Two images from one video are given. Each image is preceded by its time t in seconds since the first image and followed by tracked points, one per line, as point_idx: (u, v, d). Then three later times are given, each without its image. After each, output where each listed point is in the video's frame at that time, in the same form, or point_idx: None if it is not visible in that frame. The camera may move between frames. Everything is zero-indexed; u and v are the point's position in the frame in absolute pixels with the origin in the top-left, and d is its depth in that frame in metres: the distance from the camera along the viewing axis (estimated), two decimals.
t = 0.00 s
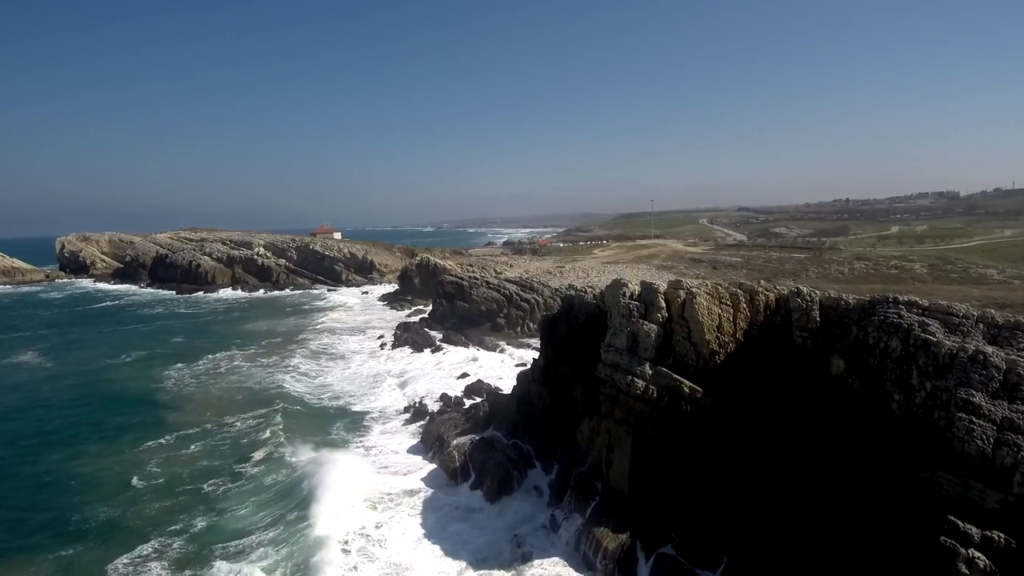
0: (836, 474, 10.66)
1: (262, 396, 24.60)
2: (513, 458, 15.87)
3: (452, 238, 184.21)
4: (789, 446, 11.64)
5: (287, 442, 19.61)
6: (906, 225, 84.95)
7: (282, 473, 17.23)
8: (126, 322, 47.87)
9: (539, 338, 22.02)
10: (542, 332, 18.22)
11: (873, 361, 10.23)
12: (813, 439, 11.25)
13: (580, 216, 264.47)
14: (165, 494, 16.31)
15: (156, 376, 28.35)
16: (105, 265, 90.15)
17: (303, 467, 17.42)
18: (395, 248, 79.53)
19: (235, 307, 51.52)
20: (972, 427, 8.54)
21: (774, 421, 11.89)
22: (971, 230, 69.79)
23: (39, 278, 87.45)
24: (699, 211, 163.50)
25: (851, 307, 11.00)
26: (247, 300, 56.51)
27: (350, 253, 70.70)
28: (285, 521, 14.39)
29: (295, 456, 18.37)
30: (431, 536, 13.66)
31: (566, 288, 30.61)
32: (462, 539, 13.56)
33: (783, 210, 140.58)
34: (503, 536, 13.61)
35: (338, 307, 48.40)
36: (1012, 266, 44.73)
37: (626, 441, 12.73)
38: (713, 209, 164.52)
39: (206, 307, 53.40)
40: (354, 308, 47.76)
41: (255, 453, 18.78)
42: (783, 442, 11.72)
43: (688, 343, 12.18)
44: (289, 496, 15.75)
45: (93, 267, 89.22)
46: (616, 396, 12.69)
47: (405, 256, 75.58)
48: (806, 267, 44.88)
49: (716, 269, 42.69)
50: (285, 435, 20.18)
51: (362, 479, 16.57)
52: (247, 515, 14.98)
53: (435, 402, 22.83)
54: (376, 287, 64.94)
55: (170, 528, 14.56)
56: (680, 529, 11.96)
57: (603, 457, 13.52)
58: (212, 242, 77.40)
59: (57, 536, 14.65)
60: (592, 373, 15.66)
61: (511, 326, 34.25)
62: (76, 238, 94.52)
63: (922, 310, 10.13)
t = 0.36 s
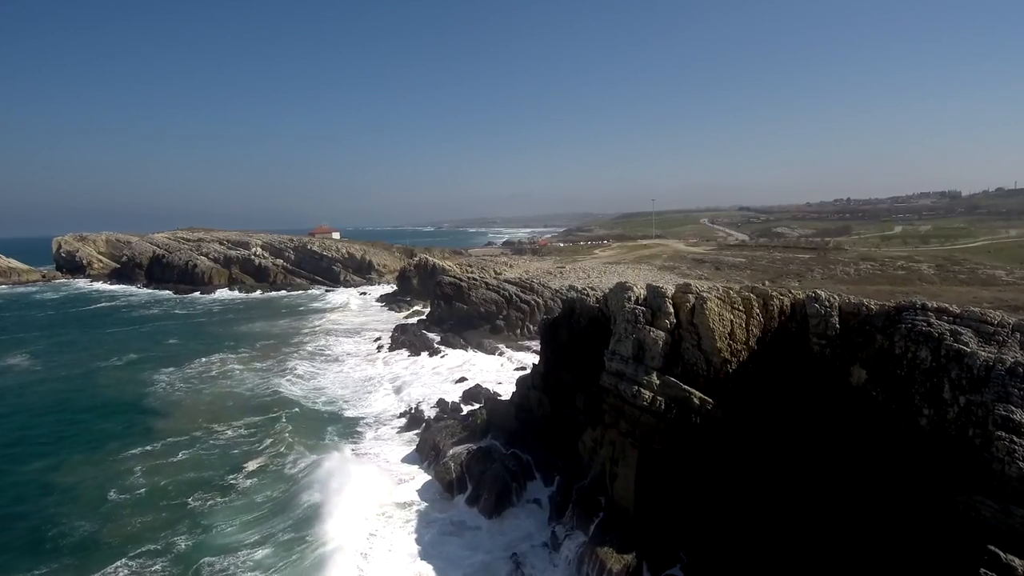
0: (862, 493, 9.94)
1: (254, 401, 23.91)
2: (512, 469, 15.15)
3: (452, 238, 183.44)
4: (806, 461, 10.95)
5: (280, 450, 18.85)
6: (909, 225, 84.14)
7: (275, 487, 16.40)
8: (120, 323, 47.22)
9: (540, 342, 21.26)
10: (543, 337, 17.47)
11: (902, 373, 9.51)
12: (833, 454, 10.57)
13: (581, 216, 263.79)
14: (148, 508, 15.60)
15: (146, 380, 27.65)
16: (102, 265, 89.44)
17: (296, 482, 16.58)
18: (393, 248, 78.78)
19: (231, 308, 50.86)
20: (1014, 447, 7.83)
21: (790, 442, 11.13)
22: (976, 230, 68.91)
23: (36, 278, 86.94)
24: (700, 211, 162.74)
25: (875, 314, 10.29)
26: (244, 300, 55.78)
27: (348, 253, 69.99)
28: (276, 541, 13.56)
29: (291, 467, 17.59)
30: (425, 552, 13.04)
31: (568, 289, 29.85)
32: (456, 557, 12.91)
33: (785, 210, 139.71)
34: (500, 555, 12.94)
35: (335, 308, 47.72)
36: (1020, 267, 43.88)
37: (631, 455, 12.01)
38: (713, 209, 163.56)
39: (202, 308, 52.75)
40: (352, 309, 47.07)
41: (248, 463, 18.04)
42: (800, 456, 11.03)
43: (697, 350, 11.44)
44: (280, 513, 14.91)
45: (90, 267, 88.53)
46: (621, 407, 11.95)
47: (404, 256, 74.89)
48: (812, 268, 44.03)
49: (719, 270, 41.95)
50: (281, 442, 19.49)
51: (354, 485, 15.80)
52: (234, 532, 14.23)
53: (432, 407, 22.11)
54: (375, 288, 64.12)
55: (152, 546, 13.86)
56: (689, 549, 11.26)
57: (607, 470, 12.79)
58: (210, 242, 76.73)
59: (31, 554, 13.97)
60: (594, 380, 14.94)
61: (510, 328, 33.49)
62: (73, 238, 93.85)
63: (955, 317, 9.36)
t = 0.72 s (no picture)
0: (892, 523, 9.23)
1: (245, 408, 23.13)
2: (507, 482, 14.39)
3: (451, 238, 182.62)
4: (824, 476, 10.26)
5: (275, 461, 18.01)
6: (912, 224, 83.34)
7: (266, 502, 15.52)
8: (114, 325, 46.52)
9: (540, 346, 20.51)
10: (544, 342, 16.73)
11: (932, 387, 8.78)
12: (854, 470, 9.87)
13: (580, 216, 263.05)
14: (130, 524, 14.86)
15: (135, 384, 26.94)
16: (98, 265, 88.64)
17: (288, 497, 15.67)
18: (392, 249, 78.03)
19: (226, 309, 50.15)
20: None
21: (810, 457, 10.41)
22: (980, 230, 68.01)
23: (31, 279, 86.17)
24: (700, 210, 161.95)
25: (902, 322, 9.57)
26: (239, 301, 55.01)
27: (346, 253, 69.23)
28: (262, 564, 12.73)
29: (288, 482, 16.63)
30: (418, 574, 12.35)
31: (569, 291, 29.11)
32: None
33: (786, 209, 138.89)
34: None
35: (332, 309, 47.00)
36: None
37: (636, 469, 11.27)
38: (714, 208, 162.66)
39: (197, 309, 52.01)
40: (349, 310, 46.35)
41: (240, 475, 17.20)
42: (823, 478, 10.24)
43: (707, 359, 10.67)
44: (267, 532, 14.04)
45: (86, 267, 87.75)
46: (625, 419, 11.20)
47: (402, 257, 74.16)
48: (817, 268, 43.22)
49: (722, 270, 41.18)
50: (274, 452, 18.67)
51: (343, 498, 15.14)
52: (217, 551, 13.47)
53: (428, 413, 21.39)
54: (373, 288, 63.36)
55: (130, 567, 13.12)
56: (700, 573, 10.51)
57: (611, 485, 12.03)
58: (206, 242, 75.98)
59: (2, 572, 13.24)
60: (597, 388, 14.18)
61: (510, 330, 32.76)
62: (70, 238, 93.07)
63: (991, 325, 8.60)
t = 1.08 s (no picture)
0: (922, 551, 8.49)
1: (236, 415, 22.35)
2: (505, 496, 13.64)
3: (450, 237, 181.83)
4: (846, 496, 9.52)
5: (268, 474, 17.16)
6: (914, 224, 82.56)
7: (254, 518, 14.73)
8: (106, 326, 45.82)
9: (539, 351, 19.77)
10: (543, 348, 15.98)
11: (968, 403, 8.05)
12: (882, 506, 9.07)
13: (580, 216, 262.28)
14: (108, 541, 14.12)
15: (123, 389, 26.24)
16: (93, 266, 87.84)
17: (278, 513, 14.84)
18: (390, 249, 77.28)
19: (221, 310, 49.43)
20: None
21: (829, 476, 9.67)
22: (983, 229, 67.17)
23: (27, 280, 85.40)
24: (700, 210, 161.19)
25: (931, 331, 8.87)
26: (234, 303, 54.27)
27: (343, 253, 68.49)
28: None
29: (280, 497, 15.75)
30: None
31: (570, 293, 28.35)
32: None
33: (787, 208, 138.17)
34: None
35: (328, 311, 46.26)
36: None
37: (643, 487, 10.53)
38: (714, 208, 161.90)
39: (191, 310, 51.30)
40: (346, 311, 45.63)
41: (229, 489, 16.41)
42: (844, 498, 9.50)
43: (720, 370, 9.92)
44: (252, 551, 13.27)
45: (81, 268, 86.96)
46: (631, 433, 10.44)
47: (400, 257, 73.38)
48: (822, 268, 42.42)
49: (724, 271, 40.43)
50: (266, 463, 17.87)
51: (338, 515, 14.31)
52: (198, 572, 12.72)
53: (423, 420, 20.65)
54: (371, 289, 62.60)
55: None
56: None
57: (615, 503, 11.27)
58: (202, 242, 75.20)
59: None
60: (599, 397, 13.42)
61: (508, 333, 32.01)
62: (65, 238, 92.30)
63: None
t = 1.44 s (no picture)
0: None
1: (227, 422, 21.59)
2: (503, 512, 12.87)
3: (450, 237, 180.89)
4: (873, 526, 8.72)
5: (259, 487, 16.36)
6: (919, 224, 81.55)
7: (241, 535, 13.95)
8: (101, 327, 45.15)
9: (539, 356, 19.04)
10: (544, 354, 15.23)
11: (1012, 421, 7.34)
12: (911, 531, 8.33)
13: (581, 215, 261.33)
14: (86, 559, 13.41)
15: (113, 393, 25.57)
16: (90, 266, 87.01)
17: (267, 529, 14.05)
18: (389, 249, 76.46)
19: (217, 311, 48.71)
20: None
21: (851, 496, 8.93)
22: (990, 230, 65.90)
23: (23, 280, 84.64)
24: (702, 210, 160.11)
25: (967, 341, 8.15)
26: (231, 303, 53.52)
27: (342, 253, 67.69)
28: None
29: (269, 510, 14.97)
30: None
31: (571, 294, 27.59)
32: None
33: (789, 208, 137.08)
34: None
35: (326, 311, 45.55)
36: None
37: (652, 507, 9.75)
38: (716, 207, 160.93)
39: (187, 310, 50.60)
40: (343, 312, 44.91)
41: (217, 503, 15.61)
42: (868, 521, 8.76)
43: (736, 382, 9.17)
44: (235, 572, 12.55)
45: (78, 268, 86.17)
46: (638, 449, 9.70)
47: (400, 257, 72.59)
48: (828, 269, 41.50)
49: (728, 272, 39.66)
50: (256, 475, 17.11)
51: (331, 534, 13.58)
52: None
53: (419, 426, 19.93)
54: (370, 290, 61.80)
55: None
56: None
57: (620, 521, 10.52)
58: (200, 242, 74.40)
59: None
60: (603, 407, 12.65)
61: (508, 335, 31.26)
62: (63, 238, 91.56)
63: None
